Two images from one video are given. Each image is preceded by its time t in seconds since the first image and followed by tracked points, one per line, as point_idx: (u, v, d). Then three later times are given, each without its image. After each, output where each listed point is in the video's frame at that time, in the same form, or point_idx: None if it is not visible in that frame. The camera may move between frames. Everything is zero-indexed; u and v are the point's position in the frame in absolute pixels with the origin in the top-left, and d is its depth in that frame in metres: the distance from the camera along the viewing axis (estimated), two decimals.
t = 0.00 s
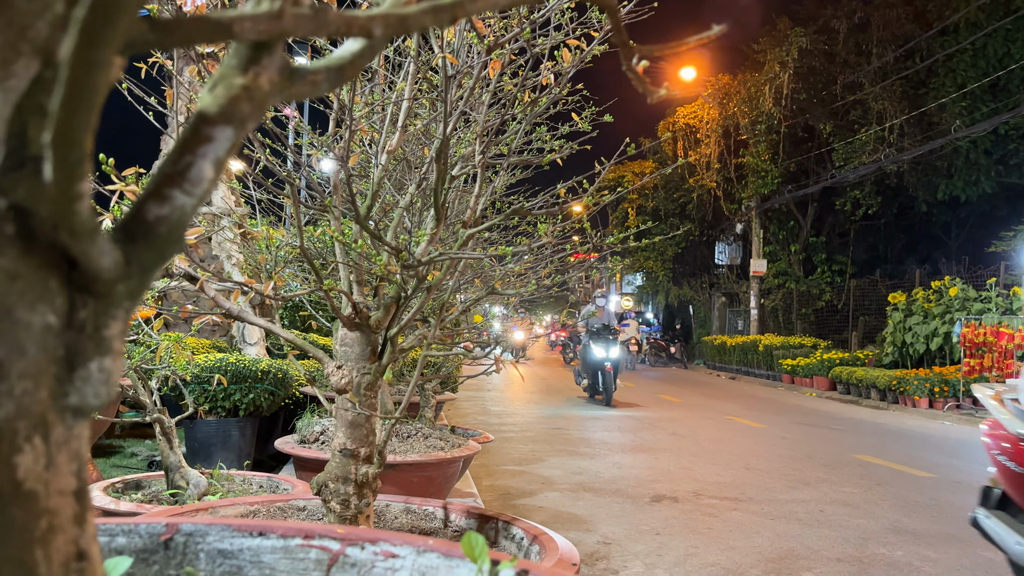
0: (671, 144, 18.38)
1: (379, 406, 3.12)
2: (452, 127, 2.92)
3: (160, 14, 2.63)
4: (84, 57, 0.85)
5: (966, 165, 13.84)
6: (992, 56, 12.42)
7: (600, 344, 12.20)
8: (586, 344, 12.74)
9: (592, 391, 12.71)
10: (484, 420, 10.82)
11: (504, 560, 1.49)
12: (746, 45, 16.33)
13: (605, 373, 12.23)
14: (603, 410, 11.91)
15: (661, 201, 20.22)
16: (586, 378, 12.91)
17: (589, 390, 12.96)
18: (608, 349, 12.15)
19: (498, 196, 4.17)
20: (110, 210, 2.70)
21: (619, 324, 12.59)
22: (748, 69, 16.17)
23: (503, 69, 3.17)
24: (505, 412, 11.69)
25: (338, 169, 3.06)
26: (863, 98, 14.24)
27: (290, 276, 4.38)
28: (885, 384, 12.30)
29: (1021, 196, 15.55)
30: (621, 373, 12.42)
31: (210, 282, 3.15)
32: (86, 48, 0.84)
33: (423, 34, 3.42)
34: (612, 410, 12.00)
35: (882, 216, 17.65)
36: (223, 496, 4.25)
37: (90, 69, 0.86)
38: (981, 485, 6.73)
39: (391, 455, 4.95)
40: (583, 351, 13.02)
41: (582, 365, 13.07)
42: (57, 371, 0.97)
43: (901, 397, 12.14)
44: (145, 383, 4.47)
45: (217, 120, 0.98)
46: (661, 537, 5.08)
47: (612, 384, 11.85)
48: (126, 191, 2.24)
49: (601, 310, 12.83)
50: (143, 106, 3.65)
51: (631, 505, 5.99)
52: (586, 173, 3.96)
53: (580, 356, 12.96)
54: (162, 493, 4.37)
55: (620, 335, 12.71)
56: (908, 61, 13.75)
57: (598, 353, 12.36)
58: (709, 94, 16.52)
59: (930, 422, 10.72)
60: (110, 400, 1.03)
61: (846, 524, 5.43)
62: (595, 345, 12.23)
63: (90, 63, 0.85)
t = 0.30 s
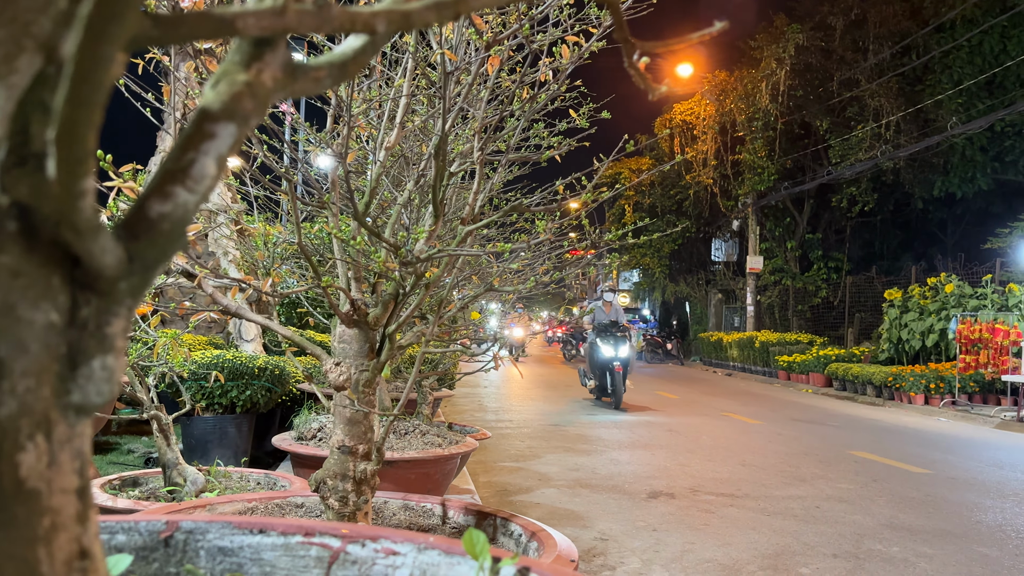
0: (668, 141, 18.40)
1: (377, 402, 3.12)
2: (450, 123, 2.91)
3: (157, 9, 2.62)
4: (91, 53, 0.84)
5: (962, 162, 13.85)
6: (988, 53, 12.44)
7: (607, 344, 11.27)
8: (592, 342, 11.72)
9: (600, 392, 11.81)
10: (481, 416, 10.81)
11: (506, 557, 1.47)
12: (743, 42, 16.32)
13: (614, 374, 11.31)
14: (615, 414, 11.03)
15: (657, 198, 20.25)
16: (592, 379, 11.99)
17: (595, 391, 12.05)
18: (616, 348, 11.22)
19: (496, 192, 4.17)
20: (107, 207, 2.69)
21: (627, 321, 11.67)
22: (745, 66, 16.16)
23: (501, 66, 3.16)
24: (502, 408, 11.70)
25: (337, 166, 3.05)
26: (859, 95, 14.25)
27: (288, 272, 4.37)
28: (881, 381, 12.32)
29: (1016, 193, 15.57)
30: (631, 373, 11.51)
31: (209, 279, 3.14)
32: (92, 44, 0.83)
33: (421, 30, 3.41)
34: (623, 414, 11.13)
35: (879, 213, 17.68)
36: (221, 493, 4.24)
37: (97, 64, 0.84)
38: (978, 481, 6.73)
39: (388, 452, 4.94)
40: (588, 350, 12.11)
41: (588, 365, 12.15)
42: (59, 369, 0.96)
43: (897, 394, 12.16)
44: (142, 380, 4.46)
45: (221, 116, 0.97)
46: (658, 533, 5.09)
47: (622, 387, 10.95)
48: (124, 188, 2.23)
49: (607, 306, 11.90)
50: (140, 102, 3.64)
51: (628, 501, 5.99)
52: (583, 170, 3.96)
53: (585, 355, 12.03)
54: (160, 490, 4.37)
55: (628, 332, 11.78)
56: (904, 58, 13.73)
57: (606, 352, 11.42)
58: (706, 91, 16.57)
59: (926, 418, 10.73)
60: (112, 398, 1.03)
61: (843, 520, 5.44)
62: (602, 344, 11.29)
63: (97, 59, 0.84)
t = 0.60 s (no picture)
0: (665, 138, 18.38)
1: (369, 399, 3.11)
2: (442, 121, 2.90)
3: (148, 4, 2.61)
4: (59, 48, 0.83)
5: (957, 159, 13.86)
6: (984, 50, 12.40)
7: (615, 344, 10.45)
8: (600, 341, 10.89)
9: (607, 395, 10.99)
10: (476, 413, 10.80)
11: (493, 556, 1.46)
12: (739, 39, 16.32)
13: (623, 375, 10.46)
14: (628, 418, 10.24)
15: (654, 195, 20.26)
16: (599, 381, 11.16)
17: (602, 393, 11.22)
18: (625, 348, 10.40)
19: (489, 189, 4.16)
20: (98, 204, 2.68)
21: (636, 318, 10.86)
22: (741, 63, 16.15)
23: (493, 62, 3.16)
24: (497, 405, 11.70)
25: (329, 163, 3.04)
26: (855, 92, 14.28)
27: (281, 269, 4.36)
28: (877, 377, 12.33)
29: (1010, 191, 15.61)
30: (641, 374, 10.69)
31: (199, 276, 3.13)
32: (61, 38, 0.82)
33: (413, 25, 3.40)
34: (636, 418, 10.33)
35: (874, 211, 17.70)
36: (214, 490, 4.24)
37: (65, 59, 0.83)
38: (972, 477, 6.75)
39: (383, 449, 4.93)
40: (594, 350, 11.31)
41: (594, 366, 11.34)
42: (35, 366, 0.96)
43: (892, 390, 12.18)
44: (134, 377, 4.45)
45: (199, 111, 0.97)
46: (652, 530, 5.10)
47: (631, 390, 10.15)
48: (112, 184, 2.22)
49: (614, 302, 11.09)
50: (132, 98, 3.63)
51: (622, 498, 6.00)
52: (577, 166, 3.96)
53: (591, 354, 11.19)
54: (152, 487, 4.36)
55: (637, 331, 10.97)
56: (900, 55, 13.74)
57: (614, 352, 10.59)
58: (702, 88, 16.54)
59: (921, 414, 10.74)
60: (89, 395, 1.02)
61: (837, 516, 5.45)
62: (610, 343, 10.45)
63: (65, 54, 0.83)
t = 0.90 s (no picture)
0: (660, 135, 18.32)
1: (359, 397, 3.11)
2: (432, 119, 2.90)
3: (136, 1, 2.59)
4: (19, 49, 0.81)
5: (952, 157, 13.87)
6: (979, 49, 12.46)
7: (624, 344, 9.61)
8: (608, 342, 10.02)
9: (616, 401, 10.13)
10: (472, 411, 10.79)
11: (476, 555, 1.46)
12: (735, 37, 16.31)
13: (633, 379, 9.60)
14: (642, 426, 9.38)
15: (650, 192, 20.25)
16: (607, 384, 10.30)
17: (611, 398, 10.35)
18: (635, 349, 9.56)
19: (481, 188, 4.16)
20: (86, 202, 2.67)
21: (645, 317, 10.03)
22: (737, 61, 16.14)
23: (484, 60, 3.16)
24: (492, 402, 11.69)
25: (319, 162, 3.03)
26: (851, 90, 14.29)
27: (273, 266, 4.35)
28: (872, 375, 12.34)
29: (1005, 188, 15.63)
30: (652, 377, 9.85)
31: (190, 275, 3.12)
32: (20, 39, 0.80)
33: (404, 24, 3.40)
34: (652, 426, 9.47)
35: (869, 207, 17.68)
36: (206, 488, 4.23)
37: (26, 60, 0.81)
38: (966, 474, 6.76)
39: (375, 446, 4.92)
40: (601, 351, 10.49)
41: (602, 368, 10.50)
42: (5, 370, 0.93)
43: (886, 388, 12.19)
44: (126, 375, 4.43)
45: (172, 111, 0.95)
46: (646, 527, 5.11)
47: (642, 395, 9.29)
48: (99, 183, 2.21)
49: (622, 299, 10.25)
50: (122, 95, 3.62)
51: (616, 495, 6.00)
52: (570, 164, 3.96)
53: (599, 356, 10.34)
54: (145, 486, 4.34)
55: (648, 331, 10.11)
56: (896, 53, 13.74)
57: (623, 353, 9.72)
58: (699, 85, 16.47)
59: (915, 411, 10.76)
60: (62, 396, 0.98)
61: (831, 513, 5.46)
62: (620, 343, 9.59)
63: (26, 54, 0.81)
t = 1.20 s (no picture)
0: (656, 134, 18.34)
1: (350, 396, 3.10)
2: (424, 118, 2.89)
3: None
4: None
5: (947, 155, 13.90)
6: (973, 47, 12.45)
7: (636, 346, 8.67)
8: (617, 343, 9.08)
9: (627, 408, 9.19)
10: (468, 409, 10.79)
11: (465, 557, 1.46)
12: (731, 34, 16.33)
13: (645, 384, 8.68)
14: (656, 437, 8.46)
15: (645, 190, 20.27)
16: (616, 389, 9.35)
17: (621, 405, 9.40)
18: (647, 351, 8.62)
19: (474, 187, 4.15)
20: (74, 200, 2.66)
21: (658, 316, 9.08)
22: (733, 59, 16.15)
23: (477, 58, 3.15)
24: (487, 401, 11.69)
25: (311, 161, 3.02)
26: (846, 88, 14.32)
27: (266, 265, 4.34)
28: (867, 373, 12.37)
29: (999, 186, 15.67)
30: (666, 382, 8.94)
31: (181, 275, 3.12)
32: None
33: (396, 22, 3.38)
34: (668, 437, 8.51)
35: (865, 206, 17.72)
36: (199, 487, 4.22)
37: None
38: (959, 472, 6.78)
39: (369, 445, 4.91)
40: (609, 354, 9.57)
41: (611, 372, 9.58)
42: None
43: (881, 385, 12.21)
44: (119, 374, 4.41)
45: (152, 114, 0.93)
46: (641, 525, 5.11)
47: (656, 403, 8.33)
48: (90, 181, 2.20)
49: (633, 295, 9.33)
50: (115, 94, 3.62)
51: (610, 493, 6.01)
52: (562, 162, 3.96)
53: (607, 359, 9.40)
54: (137, 485, 4.33)
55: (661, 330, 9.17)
56: (891, 51, 13.78)
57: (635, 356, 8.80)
58: (694, 83, 16.51)
59: (910, 409, 10.78)
60: (41, 400, 0.96)
61: (825, 511, 5.46)
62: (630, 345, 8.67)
63: None
